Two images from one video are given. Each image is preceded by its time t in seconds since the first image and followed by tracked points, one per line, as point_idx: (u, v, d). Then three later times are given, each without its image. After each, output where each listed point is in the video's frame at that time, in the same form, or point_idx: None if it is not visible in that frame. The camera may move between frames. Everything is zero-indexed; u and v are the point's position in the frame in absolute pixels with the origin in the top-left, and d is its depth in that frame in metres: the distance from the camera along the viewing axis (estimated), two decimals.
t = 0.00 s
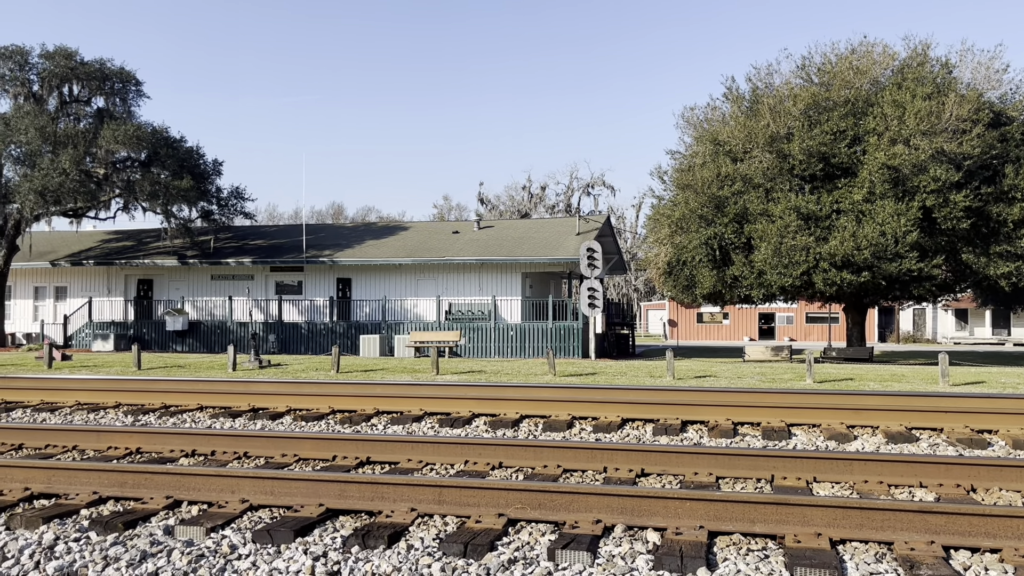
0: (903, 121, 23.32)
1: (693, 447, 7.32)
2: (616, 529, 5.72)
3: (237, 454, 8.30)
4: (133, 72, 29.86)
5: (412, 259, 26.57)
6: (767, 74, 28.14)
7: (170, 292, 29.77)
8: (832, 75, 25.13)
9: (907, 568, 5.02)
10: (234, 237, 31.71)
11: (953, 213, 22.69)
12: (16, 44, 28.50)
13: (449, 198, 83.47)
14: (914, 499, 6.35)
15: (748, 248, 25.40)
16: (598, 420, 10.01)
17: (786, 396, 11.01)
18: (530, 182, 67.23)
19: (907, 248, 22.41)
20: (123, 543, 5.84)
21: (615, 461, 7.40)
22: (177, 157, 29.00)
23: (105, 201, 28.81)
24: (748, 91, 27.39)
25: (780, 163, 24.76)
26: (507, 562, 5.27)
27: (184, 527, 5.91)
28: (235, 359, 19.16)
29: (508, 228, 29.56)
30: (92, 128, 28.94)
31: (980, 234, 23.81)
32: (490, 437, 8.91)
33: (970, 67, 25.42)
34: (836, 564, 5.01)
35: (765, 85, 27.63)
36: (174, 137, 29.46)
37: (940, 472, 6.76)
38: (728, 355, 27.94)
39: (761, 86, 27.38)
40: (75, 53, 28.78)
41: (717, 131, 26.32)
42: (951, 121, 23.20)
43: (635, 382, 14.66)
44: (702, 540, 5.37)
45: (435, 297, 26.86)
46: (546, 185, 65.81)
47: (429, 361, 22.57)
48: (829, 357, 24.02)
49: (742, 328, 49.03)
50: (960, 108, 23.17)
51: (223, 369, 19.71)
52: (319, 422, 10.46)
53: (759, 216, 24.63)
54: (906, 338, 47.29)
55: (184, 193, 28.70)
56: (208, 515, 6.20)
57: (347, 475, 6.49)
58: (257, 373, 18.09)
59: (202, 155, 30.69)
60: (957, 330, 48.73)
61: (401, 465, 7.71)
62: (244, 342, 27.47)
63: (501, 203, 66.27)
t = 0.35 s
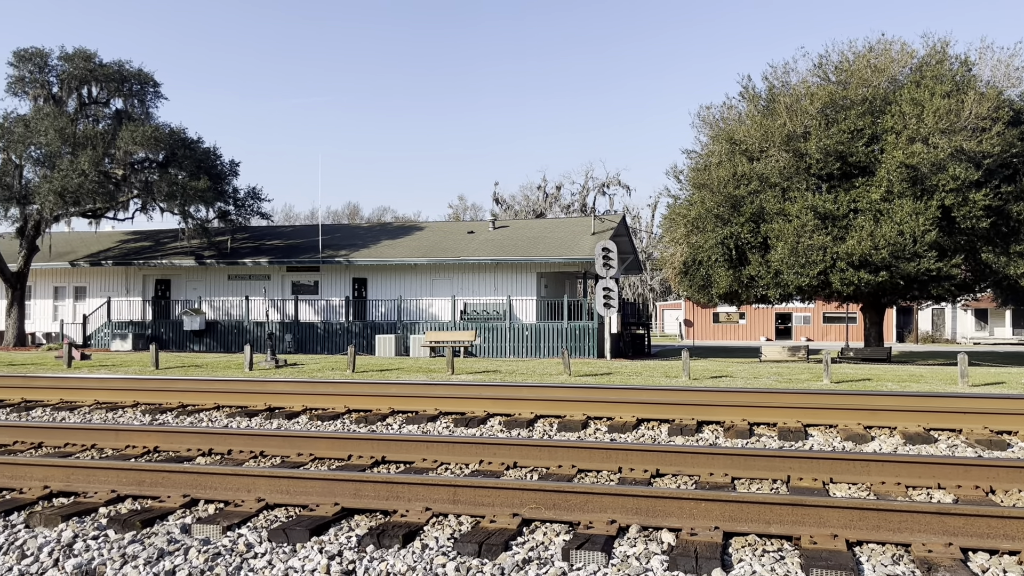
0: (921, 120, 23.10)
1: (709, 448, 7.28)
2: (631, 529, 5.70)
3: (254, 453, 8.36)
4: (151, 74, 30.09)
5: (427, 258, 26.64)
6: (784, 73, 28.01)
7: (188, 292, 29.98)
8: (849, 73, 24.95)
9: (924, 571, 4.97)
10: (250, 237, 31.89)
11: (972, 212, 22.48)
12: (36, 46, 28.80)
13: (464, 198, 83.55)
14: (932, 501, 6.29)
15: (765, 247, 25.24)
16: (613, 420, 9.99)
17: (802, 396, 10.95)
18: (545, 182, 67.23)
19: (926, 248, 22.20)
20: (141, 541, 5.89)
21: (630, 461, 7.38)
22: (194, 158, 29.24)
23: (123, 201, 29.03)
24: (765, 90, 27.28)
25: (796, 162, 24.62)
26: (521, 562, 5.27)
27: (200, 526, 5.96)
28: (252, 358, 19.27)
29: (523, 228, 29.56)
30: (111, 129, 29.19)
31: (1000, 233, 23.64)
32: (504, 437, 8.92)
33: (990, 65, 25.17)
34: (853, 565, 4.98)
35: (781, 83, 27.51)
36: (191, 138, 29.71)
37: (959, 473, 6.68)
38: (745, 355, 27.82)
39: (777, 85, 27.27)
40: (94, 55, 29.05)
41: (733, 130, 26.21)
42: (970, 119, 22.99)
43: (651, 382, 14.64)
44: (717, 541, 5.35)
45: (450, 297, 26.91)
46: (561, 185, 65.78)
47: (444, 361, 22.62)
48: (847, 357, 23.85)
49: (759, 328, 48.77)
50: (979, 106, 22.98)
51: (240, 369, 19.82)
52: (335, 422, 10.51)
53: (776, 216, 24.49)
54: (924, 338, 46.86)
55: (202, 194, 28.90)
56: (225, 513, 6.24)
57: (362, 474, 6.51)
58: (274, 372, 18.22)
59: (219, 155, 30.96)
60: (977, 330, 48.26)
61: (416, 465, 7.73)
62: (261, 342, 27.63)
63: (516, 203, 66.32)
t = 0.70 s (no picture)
0: (942, 118, 22.86)
1: (726, 449, 7.25)
2: (648, 530, 5.69)
3: (272, 452, 8.41)
4: (170, 76, 30.35)
5: (444, 259, 26.70)
6: (802, 72, 27.85)
7: (207, 292, 30.21)
8: (868, 71, 24.75)
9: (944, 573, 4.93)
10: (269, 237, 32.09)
11: (993, 212, 22.26)
12: (57, 49, 29.13)
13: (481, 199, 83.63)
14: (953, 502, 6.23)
15: (783, 247, 25.07)
16: (630, 420, 9.96)
17: (820, 397, 10.88)
18: (562, 182, 67.18)
19: (947, 247, 21.99)
20: (161, 538, 5.95)
21: (647, 462, 7.36)
22: (213, 159, 29.45)
23: (143, 202, 29.28)
24: (783, 89, 27.13)
25: (815, 161, 24.46)
26: (538, 561, 5.27)
27: (219, 524, 6.01)
28: (270, 359, 19.37)
29: (539, 228, 29.55)
30: (131, 130, 29.48)
31: (1021, 232, 23.43)
32: (520, 437, 8.93)
33: (1012, 63, 24.91)
34: (872, 567, 4.94)
35: (799, 82, 27.36)
36: (210, 140, 29.94)
37: (980, 475, 6.60)
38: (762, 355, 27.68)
39: (795, 84, 27.13)
40: (114, 57, 29.37)
41: (750, 129, 26.08)
42: (991, 117, 22.77)
43: (668, 383, 14.60)
44: (735, 542, 5.33)
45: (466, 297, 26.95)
46: (578, 185, 65.74)
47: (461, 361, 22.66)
48: (866, 358, 23.65)
49: (776, 328, 48.49)
50: (1001, 105, 22.76)
51: (258, 368, 19.92)
52: (353, 421, 10.56)
53: (794, 215, 24.32)
54: (945, 339, 46.41)
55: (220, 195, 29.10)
56: (243, 512, 6.29)
57: (379, 473, 6.54)
58: (291, 372, 18.32)
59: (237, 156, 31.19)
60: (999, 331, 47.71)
61: (432, 464, 7.74)
62: (279, 341, 27.78)
63: (533, 203, 66.32)
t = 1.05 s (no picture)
0: (965, 117, 22.62)
1: (747, 450, 7.22)
2: (667, 530, 5.69)
3: (292, 452, 8.48)
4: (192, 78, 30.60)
5: (462, 259, 26.75)
6: (822, 71, 27.69)
7: (227, 292, 30.46)
8: (889, 70, 24.56)
9: None
10: (288, 238, 32.29)
11: (1018, 212, 22.00)
12: (80, 51, 29.46)
13: (499, 200, 83.68)
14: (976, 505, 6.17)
15: (803, 247, 24.87)
16: (649, 421, 9.94)
17: (841, 398, 10.79)
18: (580, 183, 67.13)
19: (970, 248, 21.75)
20: (183, 537, 6.00)
21: (666, 463, 7.34)
22: (233, 161, 29.69)
23: (165, 204, 29.58)
24: (803, 89, 27.00)
25: (835, 161, 24.28)
26: (557, 562, 5.28)
27: (241, 522, 6.06)
28: (290, 359, 19.50)
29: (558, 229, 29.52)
30: (153, 132, 29.77)
31: None
32: (539, 438, 8.94)
33: None
34: (895, 570, 4.91)
35: (820, 82, 27.21)
36: (230, 141, 30.18)
37: (1005, 477, 6.51)
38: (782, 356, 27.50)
39: (815, 83, 26.99)
40: (137, 60, 29.68)
41: (770, 129, 25.97)
42: (1015, 116, 22.62)
43: (687, 384, 14.54)
44: (756, 543, 5.30)
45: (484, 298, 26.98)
46: (596, 185, 65.66)
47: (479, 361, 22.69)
48: (887, 360, 23.44)
49: (796, 329, 48.20)
50: None
51: (278, 368, 20.06)
52: (372, 421, 10.60)
53: (814, 216, 24.13)
54: (967, 340, 45.92)
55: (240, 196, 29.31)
56: (263, 510, 6.33)
57: (399, 473, 6.56)
58: (310, 372, 18.44)
59: (257, 157, 31.44)
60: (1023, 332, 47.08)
61: (451, 464, 7.76)
62: (298, 341, 27.94)
63: (551, 204, 66.30)
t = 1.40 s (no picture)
0: (990, 117, 22.37)
1: (769, 453, 7.16)
2: (689, 533, 5.65)
3: (313, 452, 8.52)
4: (213, 80, 30.86)
5: (481, 261, 26.77)
6: (844, 71, 27.50)
7: (248, 293, 30.66)
8: (912, 70, 24.34)
9: None
10: (308, 240, 32.49)
11: None
12: (104, 55, 29.78)
13: (518, 201, 83.74)
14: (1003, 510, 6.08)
15: (825, 248, 24.67)
16: (669, 423, 9.90)
17: (864, 400, 10.69)
18: (599, 184, 67.05)
19: (995, 249, 21.57)
20: (205, 536, 6.05)
21: (687, 465, 7.29)
22: (254, 163, 29.89)
23: (186, 205, 29.84)
24: (824, 89, 26.83)
25: (857, 161, 24.10)
26: (578, 564, 5.26)
27: (262, 522, 6.09)
28: (310, 360, 19.61)
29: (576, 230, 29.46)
30: (175, 135, 30.05)
31: None
32: (558, 439, 8.93)
33: None
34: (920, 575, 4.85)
35: (841, 82, 27.02)
36: (251, 144, 30.40)
37: None
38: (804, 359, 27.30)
39: (837, 84, 26.82)
40: (159, 63, 29.97)
41: (791, 129, 25.84)
42: None
43: (707, 386, 14.47)
44: (778, 547, 5.26)
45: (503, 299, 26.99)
46: (614, 187, 65.57)
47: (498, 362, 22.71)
48: (910, 362, 23.22)
49: (817, 331, 47.87)
50: None
51: (298, 369, 20.21)
52: (392, 422, 10.63)
53: (836, 217, 23.91)
54: (992, 342, 45.36)
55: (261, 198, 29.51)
56: (285, 511, 6.37)
57: (419, 474, 6.57)
58: (330, 373, 18.54)
59: (278, 159, 31.66)
60: None
61: (471, 465, 7.76)
62: (318, 342, 28.08)
63: (570, 205, 66.29)
